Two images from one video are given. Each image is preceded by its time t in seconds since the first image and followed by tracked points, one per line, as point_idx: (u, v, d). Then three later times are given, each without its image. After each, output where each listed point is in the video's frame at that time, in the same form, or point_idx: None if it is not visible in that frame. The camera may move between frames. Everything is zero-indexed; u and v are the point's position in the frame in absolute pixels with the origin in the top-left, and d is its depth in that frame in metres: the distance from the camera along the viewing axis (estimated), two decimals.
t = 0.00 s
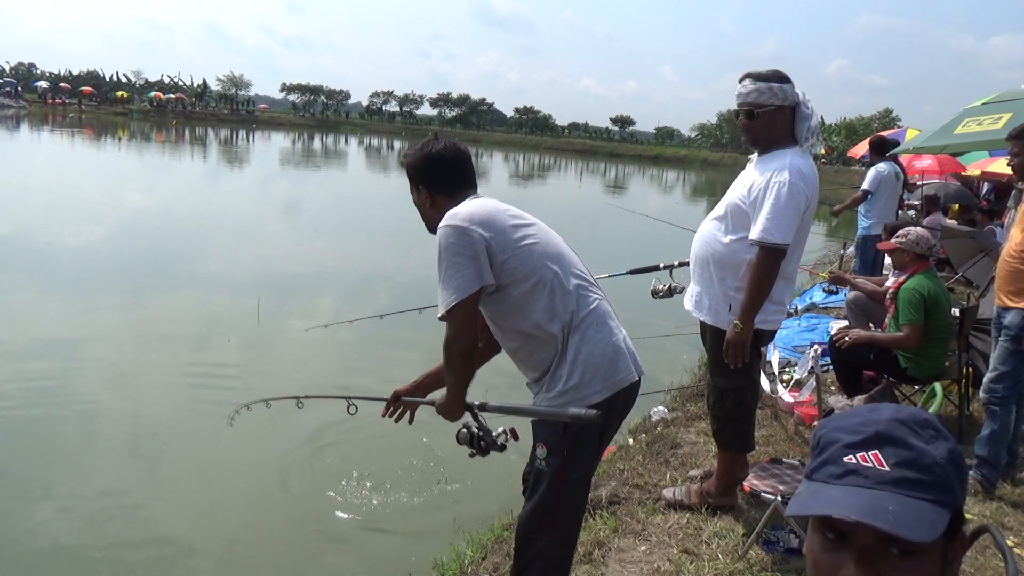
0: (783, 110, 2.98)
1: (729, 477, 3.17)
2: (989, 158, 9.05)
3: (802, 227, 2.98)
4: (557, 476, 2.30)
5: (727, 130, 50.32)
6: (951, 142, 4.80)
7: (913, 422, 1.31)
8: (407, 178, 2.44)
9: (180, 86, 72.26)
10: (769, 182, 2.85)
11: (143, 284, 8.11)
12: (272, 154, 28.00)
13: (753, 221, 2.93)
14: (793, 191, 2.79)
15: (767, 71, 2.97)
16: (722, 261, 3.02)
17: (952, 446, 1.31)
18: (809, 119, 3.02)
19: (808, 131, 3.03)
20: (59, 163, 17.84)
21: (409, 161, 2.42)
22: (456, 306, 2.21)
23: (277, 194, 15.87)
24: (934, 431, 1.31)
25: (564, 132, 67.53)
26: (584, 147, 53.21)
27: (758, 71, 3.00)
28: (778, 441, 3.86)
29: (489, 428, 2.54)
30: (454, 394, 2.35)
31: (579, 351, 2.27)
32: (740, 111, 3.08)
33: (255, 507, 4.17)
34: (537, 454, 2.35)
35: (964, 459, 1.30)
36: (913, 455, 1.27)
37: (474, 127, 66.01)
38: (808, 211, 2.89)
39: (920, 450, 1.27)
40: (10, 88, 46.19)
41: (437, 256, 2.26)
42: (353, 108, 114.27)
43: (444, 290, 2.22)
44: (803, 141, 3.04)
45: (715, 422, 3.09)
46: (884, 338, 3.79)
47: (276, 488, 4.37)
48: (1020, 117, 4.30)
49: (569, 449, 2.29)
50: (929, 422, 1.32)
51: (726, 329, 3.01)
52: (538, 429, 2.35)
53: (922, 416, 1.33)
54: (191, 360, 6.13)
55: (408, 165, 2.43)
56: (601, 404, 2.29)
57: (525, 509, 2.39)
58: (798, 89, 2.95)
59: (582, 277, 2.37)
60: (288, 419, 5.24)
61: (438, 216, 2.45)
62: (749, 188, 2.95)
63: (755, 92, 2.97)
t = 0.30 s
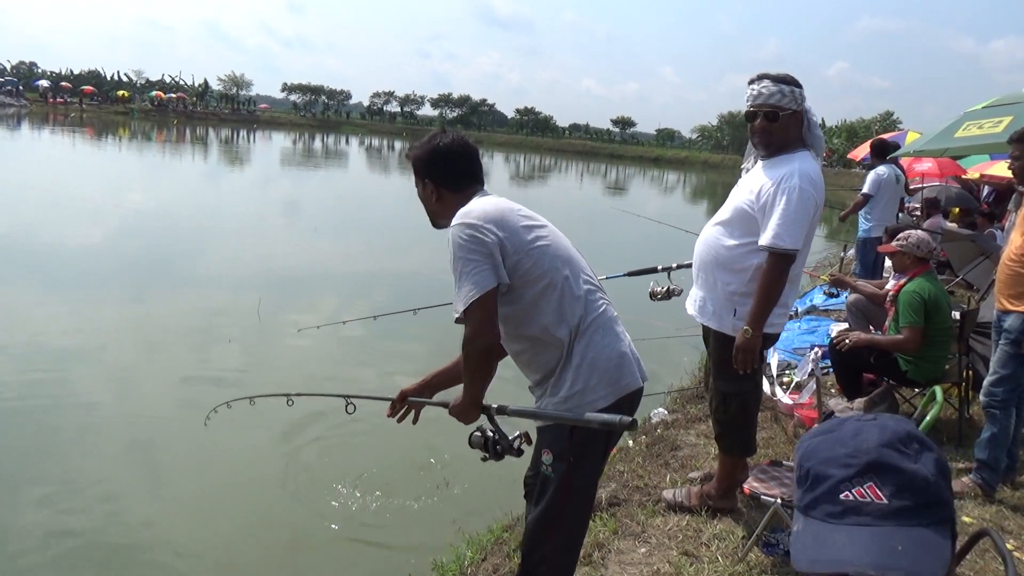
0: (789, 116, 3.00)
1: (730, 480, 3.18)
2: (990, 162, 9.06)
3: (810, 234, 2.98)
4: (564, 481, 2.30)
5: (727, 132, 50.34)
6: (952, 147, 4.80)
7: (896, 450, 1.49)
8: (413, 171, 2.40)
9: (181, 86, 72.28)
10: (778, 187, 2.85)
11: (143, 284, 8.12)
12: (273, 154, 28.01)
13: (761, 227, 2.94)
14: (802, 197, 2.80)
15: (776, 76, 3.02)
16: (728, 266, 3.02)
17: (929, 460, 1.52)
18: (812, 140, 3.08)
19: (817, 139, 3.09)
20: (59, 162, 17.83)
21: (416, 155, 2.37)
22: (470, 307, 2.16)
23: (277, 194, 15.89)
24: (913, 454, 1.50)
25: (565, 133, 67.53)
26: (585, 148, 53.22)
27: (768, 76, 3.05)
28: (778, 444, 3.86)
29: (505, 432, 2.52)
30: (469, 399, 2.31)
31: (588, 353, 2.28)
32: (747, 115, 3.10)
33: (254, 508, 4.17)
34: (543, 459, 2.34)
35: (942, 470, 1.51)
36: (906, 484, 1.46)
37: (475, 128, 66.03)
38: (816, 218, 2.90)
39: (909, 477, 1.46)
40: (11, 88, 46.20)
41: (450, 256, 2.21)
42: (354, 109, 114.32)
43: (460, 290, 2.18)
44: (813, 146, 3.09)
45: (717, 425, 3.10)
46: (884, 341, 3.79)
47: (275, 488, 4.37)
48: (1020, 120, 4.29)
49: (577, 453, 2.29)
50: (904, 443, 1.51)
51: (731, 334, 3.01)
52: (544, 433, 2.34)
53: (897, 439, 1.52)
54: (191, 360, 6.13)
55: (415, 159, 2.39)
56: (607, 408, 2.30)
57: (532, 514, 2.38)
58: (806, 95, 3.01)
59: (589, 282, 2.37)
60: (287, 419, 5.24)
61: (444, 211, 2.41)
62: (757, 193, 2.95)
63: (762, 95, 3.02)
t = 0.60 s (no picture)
0: (795, 116, 3.00)
1: (733, 481, 3.18)
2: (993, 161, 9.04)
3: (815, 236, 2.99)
4: (572, 488, 2.29)
5: (729, 132, 50.38)
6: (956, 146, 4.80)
7: (925, 431, 1.24)
8: (422, 164, 2.37)
9: (184, 88, 72.50)
10: (785, 188, 2.85)
11: (147, 285, 8.15)
12: (276, 156, 28.07)
13: (767, 228, 2.93)
14: (810, 197, 2.80)
15: (782, 75, 3.02)
16: (734, 267, 3.02)
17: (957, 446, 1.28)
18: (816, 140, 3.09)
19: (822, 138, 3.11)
20: (63, 165, 17.89)
21: (426, 147, 2.34)
22: (493, 306, 2.12)
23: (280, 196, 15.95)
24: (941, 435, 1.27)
25: (567, 134, 67.57)
26: (587, 149, 53.26)
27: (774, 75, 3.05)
28: (781, 445, 3.85)
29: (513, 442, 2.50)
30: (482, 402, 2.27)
31: (598, 359, 2.28)
32: (754, 115, 3.11)
33: (258, 509, 4.18)
34: (551, 467, 2.34)
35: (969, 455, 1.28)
36: (937, 469, 1.21)
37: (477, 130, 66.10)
38: (824, 218, 2.89)
39: (941, 463, 1.21)
40: (15, 91, 46.33)
41: (468, 254, 2.18)
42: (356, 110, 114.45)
43: (480, 288, 2.15)
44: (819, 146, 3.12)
45: (721, 427, 3.10)
46: (887, 341, 3.78)
47: (277, 489, 4.38)
48: None
49: (586, 460, 2.28)
50: (932, 426, 1.27)
51: (737, 336, 3.00)
52: (551, 440, 2.33)
53: (924, 422, 1.27)
54: (194, 362, 6.15)
55: (426, 151, 2.35)
56: (615, 415, 2.30)
57: (539, 521, 2.38)
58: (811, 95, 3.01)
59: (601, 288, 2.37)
60: (290, 420, 5.25)
61: (454, 204, 2.39)
62: (762, 194, 2.95)
63: (767, 96, 3.01)
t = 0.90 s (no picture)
0: (801, 114, 2.99)
1: (741, 481, 3.17)
2: (1000, 158, 9.01)
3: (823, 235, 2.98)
4: (584, 496, 2.29)
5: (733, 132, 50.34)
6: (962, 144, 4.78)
7: (949, 430, 1.24)
8: (443, 151, 2.33)
9: (189, 92, 72.78)
10: (793, 187, 2.84)
11: (154, 288, 8.19)
12: (280, 158, 28.14)
13: (775, 227, 2.92)
14: (817, 196, 2.79)
15: (788, 74, 3.01)
16: (740, 267, 3.02)
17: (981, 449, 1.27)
18: (823, 135, 3.08)
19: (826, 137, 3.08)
20: (68, 168, 17.97)
21: (449, 134, 2.30)
22: (527, 304, 2.07)
23: (286, 198, 16.01)
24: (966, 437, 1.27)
25: (572, 135, 67.58)
26: (591, 150, 53.26)
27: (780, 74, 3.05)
28: (789, 444, 3.84)
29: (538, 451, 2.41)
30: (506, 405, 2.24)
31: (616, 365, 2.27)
32: (760, 113, 3.10)
33: (265, 510, 4.19)
34: (561, 476, 2.33)
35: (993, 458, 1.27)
36: (962, 468, 1.20)
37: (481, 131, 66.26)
38: (831, 216, 2.88)
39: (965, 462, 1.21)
40: (21, 96, 46.57)
41: (498, 249, 2.14)
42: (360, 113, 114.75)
43: (512, 284, 2.10)
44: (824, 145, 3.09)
45: (729, 427, 3.09)
46: (894, 340, 3.77)
47: (285, 492, 4.38)
48: None
49: (597, 467, 2.29)
50: (957, 426, 1.27)
51: (745, 337, 2.99)
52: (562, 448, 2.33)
53: (950, 421, 1.28)
54: (200, 364, 6.16)
55: (448, 138, 2.31)
56: (626, 424, 2.30)
57: (550, 530, 2.36)
58: (817, 94, 3.00)
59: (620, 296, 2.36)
60: (297, 422, 5.26)
61: (475, 194, 2.35)
62: (769, 193, 2.94)
63: (772, 95, 3.01)
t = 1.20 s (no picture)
0: (804, 116, 2.99)
1: (746, 483, 3.17)
2: (1004, 161, 8.99)
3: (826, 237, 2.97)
4: (596, 499, 2.29)
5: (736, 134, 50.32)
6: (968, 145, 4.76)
7: (933, 429, 1.22)
8: (475, 139, 2.29)
9: (194, 94, 73.03)
10: (795, 188, 2.84)
11: (158, 290, 8.21)
12: (284, 160, 28.21)
13: (777, 228, 2.92)
14: (820, 197, 2.79)
15: (791, 76, 3.02)
16: (743, 268, 3.02)
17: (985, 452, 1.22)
18: (827, 135, 3.07)
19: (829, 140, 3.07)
20: (74, 170, 18.04)
21: (480, 121, 2.27)
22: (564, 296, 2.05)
23: (290, 200, 16.05)
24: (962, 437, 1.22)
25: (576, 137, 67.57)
26: (595, 152, 53.27)
27: (783, 76, 3.05)
28: (793, 446, 3.84)
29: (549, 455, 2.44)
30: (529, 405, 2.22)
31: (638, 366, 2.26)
32: (764, 114, 3.10)
33: (267, 510, 4.21)
34: (573, 479, 2.32)
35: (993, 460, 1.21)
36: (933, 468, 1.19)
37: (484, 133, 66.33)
38: (833, 218, 2.88)
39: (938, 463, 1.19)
40: (26, 98, 46.73)
41: (533, 240, 2.11)
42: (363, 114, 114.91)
43: (549, 276, 2.07)
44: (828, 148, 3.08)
45: (732, 428, 3.08)
46: (898, 342, 3.76)
47: (288, 493, 4.39)
48: None
49: (607, 470, 2.27)
50: (952, 426, 1.23)
51: (747, 337, 2.99)
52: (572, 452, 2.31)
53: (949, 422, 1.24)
54: (203, 365, 6.18)
55: (481, 126, 2.27)
56: (637, 428, 2.29)
57: (561, 531, 2.36)
58: (821, 96, 3.00)
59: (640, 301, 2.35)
60: (301, 423, 5.27)
61: (504, 184, 2.32)
62: (772, 194, 2.95)
63: (775, 97, 3.02)
